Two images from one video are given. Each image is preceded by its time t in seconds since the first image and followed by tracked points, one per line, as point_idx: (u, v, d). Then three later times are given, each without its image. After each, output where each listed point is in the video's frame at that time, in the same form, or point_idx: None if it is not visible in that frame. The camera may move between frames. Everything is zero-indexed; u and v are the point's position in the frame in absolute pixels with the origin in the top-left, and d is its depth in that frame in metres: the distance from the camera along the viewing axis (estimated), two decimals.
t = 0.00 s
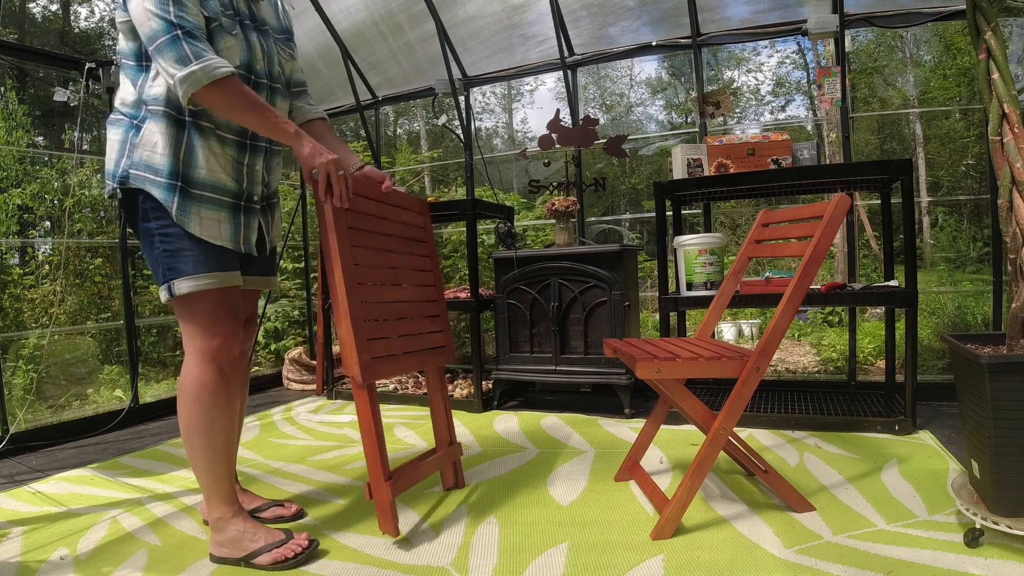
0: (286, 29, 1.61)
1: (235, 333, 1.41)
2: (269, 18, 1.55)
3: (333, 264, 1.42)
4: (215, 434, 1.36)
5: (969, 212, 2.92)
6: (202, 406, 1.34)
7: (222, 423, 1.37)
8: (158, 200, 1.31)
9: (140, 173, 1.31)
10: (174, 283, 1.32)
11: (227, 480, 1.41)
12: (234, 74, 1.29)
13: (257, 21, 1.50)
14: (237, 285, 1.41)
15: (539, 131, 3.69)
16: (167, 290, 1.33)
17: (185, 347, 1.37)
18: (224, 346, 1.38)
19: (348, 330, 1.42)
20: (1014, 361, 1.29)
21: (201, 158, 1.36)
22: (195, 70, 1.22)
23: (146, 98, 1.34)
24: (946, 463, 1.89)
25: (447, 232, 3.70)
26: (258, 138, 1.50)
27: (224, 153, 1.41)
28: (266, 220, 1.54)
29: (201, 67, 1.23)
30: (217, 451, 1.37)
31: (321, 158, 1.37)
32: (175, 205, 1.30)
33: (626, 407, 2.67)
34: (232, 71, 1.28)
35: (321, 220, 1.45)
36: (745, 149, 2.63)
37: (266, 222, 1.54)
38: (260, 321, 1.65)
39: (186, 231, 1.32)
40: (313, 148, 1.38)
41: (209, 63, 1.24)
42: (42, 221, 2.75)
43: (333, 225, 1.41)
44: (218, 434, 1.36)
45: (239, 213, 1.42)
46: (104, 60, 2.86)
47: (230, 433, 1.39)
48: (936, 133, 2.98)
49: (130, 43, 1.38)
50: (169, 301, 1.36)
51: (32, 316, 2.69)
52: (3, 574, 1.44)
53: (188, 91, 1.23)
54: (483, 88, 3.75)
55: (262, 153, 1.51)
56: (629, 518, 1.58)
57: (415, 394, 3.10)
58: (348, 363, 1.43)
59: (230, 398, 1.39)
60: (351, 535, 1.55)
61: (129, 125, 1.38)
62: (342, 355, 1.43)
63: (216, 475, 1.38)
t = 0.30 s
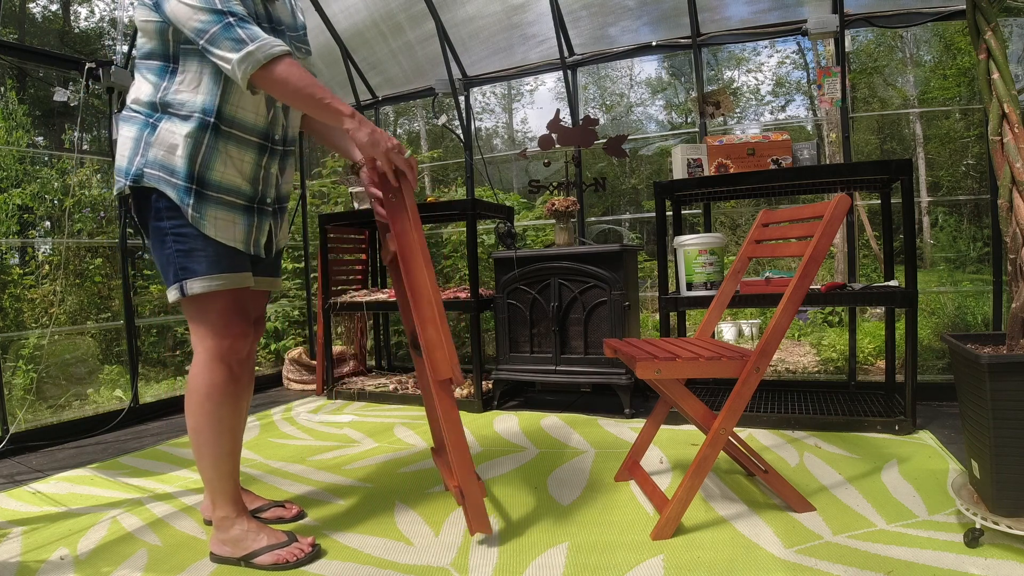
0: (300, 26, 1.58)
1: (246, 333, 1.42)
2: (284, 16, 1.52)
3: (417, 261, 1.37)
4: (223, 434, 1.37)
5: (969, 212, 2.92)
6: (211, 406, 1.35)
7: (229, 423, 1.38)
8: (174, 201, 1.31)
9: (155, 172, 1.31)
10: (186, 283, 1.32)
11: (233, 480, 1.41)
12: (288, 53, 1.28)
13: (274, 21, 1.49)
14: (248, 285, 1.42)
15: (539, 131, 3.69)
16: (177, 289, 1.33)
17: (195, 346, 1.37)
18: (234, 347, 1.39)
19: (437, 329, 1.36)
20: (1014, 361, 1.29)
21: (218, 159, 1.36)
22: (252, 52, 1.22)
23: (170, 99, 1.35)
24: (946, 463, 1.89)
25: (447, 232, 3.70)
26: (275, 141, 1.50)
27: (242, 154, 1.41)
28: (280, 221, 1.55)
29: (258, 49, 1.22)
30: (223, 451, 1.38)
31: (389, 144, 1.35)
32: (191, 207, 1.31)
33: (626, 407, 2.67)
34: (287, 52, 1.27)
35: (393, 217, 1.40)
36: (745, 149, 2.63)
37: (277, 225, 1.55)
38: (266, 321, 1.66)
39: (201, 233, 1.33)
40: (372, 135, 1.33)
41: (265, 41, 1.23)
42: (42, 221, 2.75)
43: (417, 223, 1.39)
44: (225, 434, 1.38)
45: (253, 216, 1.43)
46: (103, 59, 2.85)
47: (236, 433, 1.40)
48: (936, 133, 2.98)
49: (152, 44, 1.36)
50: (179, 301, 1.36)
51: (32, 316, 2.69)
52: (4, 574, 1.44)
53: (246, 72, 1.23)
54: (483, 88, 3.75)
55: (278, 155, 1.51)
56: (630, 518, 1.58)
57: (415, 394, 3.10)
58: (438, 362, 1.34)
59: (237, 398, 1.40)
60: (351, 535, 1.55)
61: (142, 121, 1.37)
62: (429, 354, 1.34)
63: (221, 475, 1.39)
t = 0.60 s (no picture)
0: (316, 21, 1.57)
1: (254, 334, 1.43)
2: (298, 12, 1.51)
3: (434, 271, 1.38)
4: (231, 432, 1.38)
5: (969, 212, 2.92)
6: (220, 406, 1.35)
7: (237, 423, 1.39)
8: (184, 199, 1.31)
9: (164, 170, 1.31)
10: (195, 282, 1.32)
11: (238, 480, 1.41)
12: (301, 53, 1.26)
13: (288, 18, 1.49)
14: (256, 286, 1.43)
15: (539, 131, 3.69)
16: (186, 288, 1.33)
17: (204, 346, 1.37)
18: (242, 347, 1.40)
19: (448, 342, 1.37)
20: (1014, 361, 1.29)
21: (230, 160, 1.36)
22: (262, 53, 1.20)
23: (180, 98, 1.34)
24: (946, 463, 1.89)
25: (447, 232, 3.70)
26: (291, 142, 1.49)
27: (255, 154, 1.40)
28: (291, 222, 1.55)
29: (269, 50, 1.20)
30: (231, 451, 1.38)
31: (401, 151, 1.32)
32: (201, 207, 1.31)
33: (626, 407, 2.67)
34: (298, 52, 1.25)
35: (413, 225, 1.40)
36: (745, 149, 2.63)
37: (290, 227, 1.55)
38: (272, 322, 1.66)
39: (210, 233, 1.33)
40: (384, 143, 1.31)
41: (278, 42, 1.21)
42: (42, 221, 2.75)
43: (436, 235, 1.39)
44: (233, 434, 1.38)
45: (264, 217, 1.43)
46: (103, 59, 2.85)
47: (244, 433, 1.41)
48: (936, 133, 2.98)
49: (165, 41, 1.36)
50: (187, 299, 1.36)
51: (32, 316, 2.69)
52: (3, 574, 1.44)
53: (258, 76, 1.22)
54: (483, 88, 3.75)
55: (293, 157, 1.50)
56: (631, 518, 1.58)
57: (415, 394, 3.10)
58: (447, 377, 1.36)
59: (246, 398, 1.41)
60: (352, 536, 1.55)
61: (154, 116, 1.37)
62: (438, 368, 1.37)
63: (227, 474, 1.39)
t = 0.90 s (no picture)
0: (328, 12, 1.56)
1: (259, 335, 1.44)
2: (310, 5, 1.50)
3: (442, 274, 1.37)
4: (232, 433, 1.38)
5: (969, 212, 2.92)
6: (224, 406, 1.36)
7: (241, 424, 1.39)
8: (190, 197, 1.32)
9: (171, 166, 1.32)
10: (200, 281, 1.32)
11: (240, 480, 1.41)
12: (294, 64, 1.22)
13: (300, 12, 1.48)
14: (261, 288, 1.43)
15: (539, 131, 3.69)
16: (190, 287, 1.33)
17: (208, 347, 1.37)
18: (247, 349, 1.40)
19: (453, 344, 1.38)
20: (1014, 361, 1.28)
21: (238, 160, 1.35)
22: (253, 72, 1.18)
23: (187, 95, 1.34)
24: (946, 463, 1.89)
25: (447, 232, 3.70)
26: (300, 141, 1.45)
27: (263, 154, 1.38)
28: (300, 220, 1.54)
29: (258, 68, 1.18)
30: (233, 452, 1.39)
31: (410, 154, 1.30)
32: (208, 205, 1.31)
33: (626, 407, 2.67)
34: (290, 63, 1.22)
35: (423, 226, 1.39)
36: (745, 149, 2.63)
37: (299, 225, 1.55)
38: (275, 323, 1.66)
39: (217, 232, 1.33)
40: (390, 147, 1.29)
41: (267, 59, 1.19)
42: (42, 221, 2.76)
43: (446, 238, 1.39)
44: (235, 435, 1.38)
45: (272, 216, 1.43)
46: (103, 59, 2.84)
47: (247, 434, 1.41)
48: (936, 133, 2.98)
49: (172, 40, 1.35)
50: (191, 299, 1.36)
51: (32, 316, 2.69)
52: (3, 574, 1.44)
53: (253, 95, 1.21)
54: (483, 88, 3.75)
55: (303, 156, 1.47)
56: (631, 518, 1.58)
57: (415, 394, 3.10)
58: (451, 378, 1.37)
59: (250, 400, 1.41)
60: (352, 535, 1.55)
61: (161, 112, 1.37)
62: (443, 369, 1.37)
63: (229, 475, 1.39)
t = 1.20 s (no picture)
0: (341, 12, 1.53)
1: (262, 336, 1.44)
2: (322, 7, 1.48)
3: (439, 276, 1.37)
4: (235, 434, 1.38)
5: (969, 212, 2.92)
6: (227, 407, 1.35)
7: (243, 426, 1.39)
8: (199, 199, 1.32)
9: (180, 168, 1.31)
10: (208, 285, 1.33)
11: (241, 481, 1.41)
12: (281, 98, 1.19)
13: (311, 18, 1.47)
14: (266, 290, 1.43)
15: (539, 131, 3.69)
16: (198, 291, 1.33)
17: (211, 348, 1.37)
18: (250, 350, 1.40)
19: (451, 345, 1.38)
20: (1014, 361, 1.28)
21: (249, 166, 1.35)
22: (242, 115, 1.18)
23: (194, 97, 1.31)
24: (946, 463, 1.89)
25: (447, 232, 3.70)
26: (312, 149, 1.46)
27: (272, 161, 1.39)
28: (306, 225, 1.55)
29: (244, 111, 1.17)
30: (236, 454, 1.39)
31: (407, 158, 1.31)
32: (217, 209, 1.31)
33: (626, 407, 2.67)
34: (278, 97, 1.19)
35: (419, 227, 1.40)
36: (745, 149, 2.63)
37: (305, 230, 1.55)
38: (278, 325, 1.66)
39: (226, 235, 1.34)
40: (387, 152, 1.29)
41: (252, 101, 1.17)
42: (42, 221, 2.76)
43: (443, 239, 1.40)
44: (237, 436, 1.38)
45: (280, 221, 1.43)
46: (103, 59, 2.84)
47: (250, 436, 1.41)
48: (936, 133, 2.98)
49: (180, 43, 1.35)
50: (196, 301, 1.37)
51: (32, 316, 2.69)
52: (3, 574, 1.44)
53: (244, 134, 1.21)
54: (483, 88, 3.75)
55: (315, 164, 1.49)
56: (631, 518, 1.58)
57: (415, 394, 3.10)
58: (449, 379, 1.37)
59: (253, 401, 1.41)
60: (352, 535, 1.56)
61: (169, 109, 1.35)
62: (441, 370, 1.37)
63: (231, 476, 1.39)
